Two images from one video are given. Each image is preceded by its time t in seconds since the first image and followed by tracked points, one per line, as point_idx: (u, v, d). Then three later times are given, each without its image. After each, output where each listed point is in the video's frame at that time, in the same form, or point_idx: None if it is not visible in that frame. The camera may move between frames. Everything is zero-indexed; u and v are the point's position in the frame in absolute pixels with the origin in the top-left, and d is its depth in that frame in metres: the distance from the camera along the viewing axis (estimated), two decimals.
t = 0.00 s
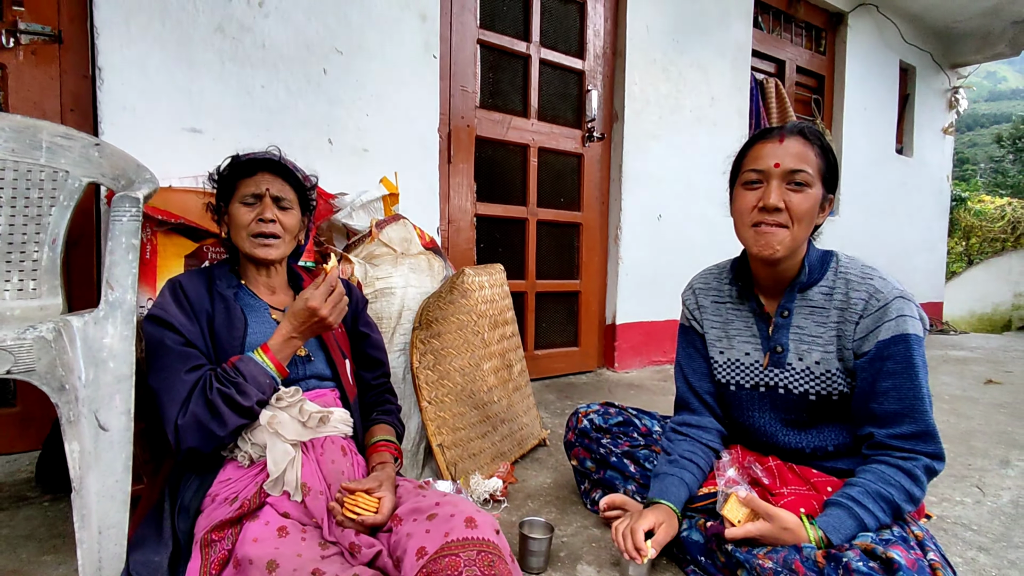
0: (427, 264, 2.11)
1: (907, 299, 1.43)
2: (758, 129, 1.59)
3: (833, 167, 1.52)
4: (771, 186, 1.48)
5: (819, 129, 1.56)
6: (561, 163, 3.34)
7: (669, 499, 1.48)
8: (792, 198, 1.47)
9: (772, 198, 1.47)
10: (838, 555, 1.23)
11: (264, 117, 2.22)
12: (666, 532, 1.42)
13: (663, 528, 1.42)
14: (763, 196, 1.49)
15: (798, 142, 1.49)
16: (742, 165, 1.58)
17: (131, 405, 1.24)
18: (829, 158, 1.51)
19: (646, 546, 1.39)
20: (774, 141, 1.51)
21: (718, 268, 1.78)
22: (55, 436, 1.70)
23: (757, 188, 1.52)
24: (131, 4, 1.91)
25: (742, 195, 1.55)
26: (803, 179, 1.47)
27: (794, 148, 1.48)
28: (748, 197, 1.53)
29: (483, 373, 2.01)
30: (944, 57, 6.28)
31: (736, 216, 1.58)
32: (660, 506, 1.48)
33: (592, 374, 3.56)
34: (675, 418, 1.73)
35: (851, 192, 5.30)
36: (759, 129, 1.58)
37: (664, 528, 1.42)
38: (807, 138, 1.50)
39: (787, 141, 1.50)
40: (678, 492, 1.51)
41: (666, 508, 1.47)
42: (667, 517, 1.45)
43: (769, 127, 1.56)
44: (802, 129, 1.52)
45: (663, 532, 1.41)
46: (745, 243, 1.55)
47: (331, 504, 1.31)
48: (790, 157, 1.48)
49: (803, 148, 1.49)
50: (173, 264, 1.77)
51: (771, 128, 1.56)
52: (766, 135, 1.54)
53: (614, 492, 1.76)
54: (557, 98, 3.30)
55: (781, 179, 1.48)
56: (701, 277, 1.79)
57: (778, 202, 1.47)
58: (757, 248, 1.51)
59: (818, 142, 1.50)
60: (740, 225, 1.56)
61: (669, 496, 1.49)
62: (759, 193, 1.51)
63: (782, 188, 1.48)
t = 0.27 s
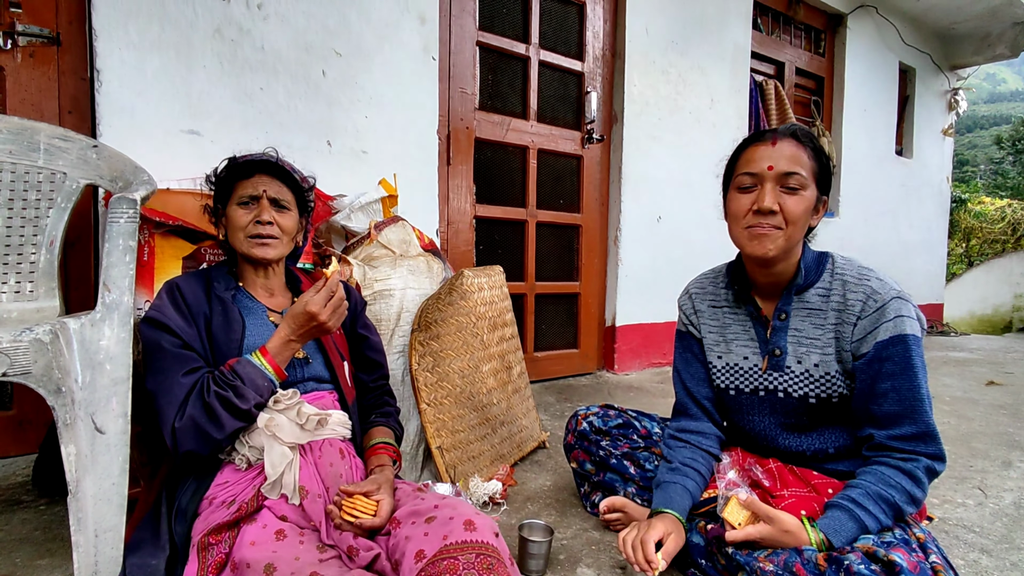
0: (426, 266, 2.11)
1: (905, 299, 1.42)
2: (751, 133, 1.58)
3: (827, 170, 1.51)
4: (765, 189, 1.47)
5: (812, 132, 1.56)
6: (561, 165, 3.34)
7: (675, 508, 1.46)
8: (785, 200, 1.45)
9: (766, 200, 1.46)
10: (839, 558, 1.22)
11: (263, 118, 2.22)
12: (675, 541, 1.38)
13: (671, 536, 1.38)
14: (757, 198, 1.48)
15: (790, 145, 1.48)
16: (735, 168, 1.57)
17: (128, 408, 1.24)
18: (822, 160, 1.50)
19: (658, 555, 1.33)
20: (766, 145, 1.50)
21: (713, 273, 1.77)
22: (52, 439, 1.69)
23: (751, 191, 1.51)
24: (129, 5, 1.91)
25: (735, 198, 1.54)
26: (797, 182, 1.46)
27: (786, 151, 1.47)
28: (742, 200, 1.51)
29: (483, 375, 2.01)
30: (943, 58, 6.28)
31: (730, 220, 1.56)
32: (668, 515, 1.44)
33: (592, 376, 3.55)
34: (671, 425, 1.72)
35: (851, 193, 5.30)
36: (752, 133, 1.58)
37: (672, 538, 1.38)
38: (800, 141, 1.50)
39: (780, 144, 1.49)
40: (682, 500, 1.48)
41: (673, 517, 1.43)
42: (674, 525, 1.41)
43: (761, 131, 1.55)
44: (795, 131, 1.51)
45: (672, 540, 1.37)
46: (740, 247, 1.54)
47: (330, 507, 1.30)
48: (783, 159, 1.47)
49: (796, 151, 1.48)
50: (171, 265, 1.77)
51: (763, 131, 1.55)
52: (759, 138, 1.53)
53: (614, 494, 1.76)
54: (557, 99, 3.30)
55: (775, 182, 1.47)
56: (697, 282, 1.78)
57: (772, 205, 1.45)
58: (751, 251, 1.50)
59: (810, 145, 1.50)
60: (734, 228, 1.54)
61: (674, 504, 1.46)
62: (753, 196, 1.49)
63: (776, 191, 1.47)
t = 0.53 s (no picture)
0: (430, 268, 2.11)
1: (907, 299, 1.41)
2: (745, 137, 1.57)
3: (824, 172, 1.50)
4: (763, 192, 1.46)
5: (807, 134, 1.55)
6: (566, 167, 3.34)
7: (683, 510, 1.46)
8: (783, 203, 1.44)
9: (763, 203, 1.45)
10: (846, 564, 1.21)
11: (268, 121, 2.22)
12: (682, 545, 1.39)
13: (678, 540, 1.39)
14: (755, 202, 1.47)
15: (785, 147, 1.47)
16: (732, 173, 1.56)
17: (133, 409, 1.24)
18: (818, 162, 1.49)
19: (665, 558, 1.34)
20: (762, 148, 1.49)
21: (713, 277, 1.75)
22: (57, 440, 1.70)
23: (748, 195, 1.49)
24: (136, 9, 1.92)
25: (732, 202, 1.53)
26: (794, 184, 1.45)
27: (782, 154, 1.46)
28: (739, 204, 1.50)
29: (487, 378, 2.00)
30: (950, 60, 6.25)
31: (728, 224, 1.55)
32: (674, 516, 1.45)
33: (597, 379, 3.54)
34: (676, 430, 1.71)
35: (858, 196, 5.27)
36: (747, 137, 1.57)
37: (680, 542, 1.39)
38: (796, 143, 1.48)
39: (776, 147, 1.48)
40: (689, 503, 1.48)
41: (680, 519, 1.44)
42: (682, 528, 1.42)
43: (755, 134, 1.54)
44: (791, 134, 1.50)
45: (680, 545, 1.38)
46: (738, 251, 1.52)
47: (333, 510, 1.29)
48: (779, 162, 1.46)
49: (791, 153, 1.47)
50: (177, 267, 1.78)
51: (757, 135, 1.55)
52: (753, 142, 1.53)
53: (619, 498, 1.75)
54: (562, 102, 3.30)
55: (772, 185, 1.46)
56: (697, 287, 1.76)
57: (769, 208, 1.44)
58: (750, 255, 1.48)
59: (806, 147, 1.49)
60: (732, 233, 1.53)
61: (681, 507, 1.47)
62: (750, 200, 1.48)
63: (774, 194, 1.45)
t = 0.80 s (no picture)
0: (441, 269, 2.09)
1: (926, 299, 1.37)
2: (757, 137, 1.54)
3: (839, 171, 1.46)
4: (777, 193, 1.43)
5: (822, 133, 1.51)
6: (577, 169, 3.32)
7: (698, 512, 1.43)
8: (798, 203, 1.41)
9: (778, 204, 1.41)
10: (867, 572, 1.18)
11: (279, 123, 2.22)
12: (695, 546, 1.35)
13: (689, 538, 1.36)
14: (769, 203, 1.44)
15: (800, 147, 1.44)
16: (744, 173, 1.53)
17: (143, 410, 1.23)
18: (834, 162, 1.45)
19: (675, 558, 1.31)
20: (775, 147, 1.46)
21: (727, 280, 1.73)
22: (68, 441, 1.70)
23: (762, 196, 1.46)
24: (147, 10, 1.93)
25: (746, 204, 1.50)
26: (809, 184, 1.42)
27: (796, 154, 1.43)
28: (752, 206, 1.47)
29: (498, 380, 1.98)
30: (967, 60, 6.16)
31: (741, 225, 1.52)
32: (689, 518, 1.42)
33: (608, 382, 3.50)
34: (691, 434, 1.69)
35: (873, 197, 5.20)
36: (759, 136, 1.53)
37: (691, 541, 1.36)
38: (811, 142, 1.45)
39: (790, 146, 1.45)
40: (705, 505, 1.45)
41: (695, 520, 1.41)
42: (695, 528, 1.39)
43: (768, 134, 1.51)
44: (805, 133, 1.47)
45: (691, 545, 1.35)
46: (752, 253, 1.49)
47: (343, 512, 1.27)
48: (793, 162, 1.42)
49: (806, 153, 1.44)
50: (188, 269, 1.78)
51: (770, 134, 1.51)
52: (766, 141, 1.49)
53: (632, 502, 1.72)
54: (572, 103, 3.28)
55: (787, 185, 1.43)
56: (711, 290, 1.73)
57: (784, 209, 1.41)
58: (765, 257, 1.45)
59: (821, 146, 1.45)
60: (746, 234, 1.50)
61: (696, 509, 1.44)
62: (764, 201, 1.45)
63: (789, 195, 1.42)
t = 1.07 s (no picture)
0: (454, 277, 2.07)
1: (965, 308, 1.31)
2: (793, 138, 1.48)
3: (877, 177, 1.41)
4: (813, 199, 1.38)
5: (860, 136, 1.46)
6: (591, 174, 3.28)
7: (720, 525, 1.39)
8: (835, 211, 1.36)
9: (814, 212, 1.37)
10: None
11: (292, 130, 2.22)
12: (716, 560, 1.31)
13: (709, 550, 1.32)
14: (804, 209, 1.39)
15: (839, 152, 1.38)
16: (777, 176, 1.48)
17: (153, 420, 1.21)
18: (872, 167, 1.40)
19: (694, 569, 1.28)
20: (812, 151, 1.41)
21: (752, 286, 1.67)
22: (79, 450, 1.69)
23: (796, 202, 1.41)
24: (162, 18, 1.93)
25: (778, 209, 1.45)
26: (846, 191, 1.37)
27: (835, 159, 1.38)
28: (786, 211, 1.42)
29: (512, 390, 1.95)
30: (988, 62, 6.05)
31: (773, 231, 1.47)
32: (709, 531, 1.37)
33: (623, 391, 3.45)
34: (712, 446, 1.64)
35: (892, 202, 5.11)
36: (794, 138, 1.48)
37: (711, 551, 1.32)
38: (849, 147, 1.40)
39: (827, 150, 1.40)
40: (727, 519, 1.41)
41: (716, 533, 1.36)
42: (716, 541, 1.35)
43: (805, 136, 1.45)
44: (843, 136, 1.41)
45: (712, 556, 1.31)
46: (782, 260, 1.45)
47: (355, 526, 1.25)
48: (831, 167, 1.37)
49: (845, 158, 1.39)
50: (200, 277, 1.77)
51: (807, 136, 1.45)
52: (803, 144, 1.43)
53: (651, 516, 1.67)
54: (586, 108, 3.25)
55: (823, 192, 1.38)
56: (734, 297, 1.68)
57: (820, 217, 1.36)
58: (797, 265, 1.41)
59: (860, 151, 1.40)
60: (777, 240, 1.45)
61: (718, 522, 1.39)
62: (799, 207, 1.40)
63: (824, 202, 1.37)
